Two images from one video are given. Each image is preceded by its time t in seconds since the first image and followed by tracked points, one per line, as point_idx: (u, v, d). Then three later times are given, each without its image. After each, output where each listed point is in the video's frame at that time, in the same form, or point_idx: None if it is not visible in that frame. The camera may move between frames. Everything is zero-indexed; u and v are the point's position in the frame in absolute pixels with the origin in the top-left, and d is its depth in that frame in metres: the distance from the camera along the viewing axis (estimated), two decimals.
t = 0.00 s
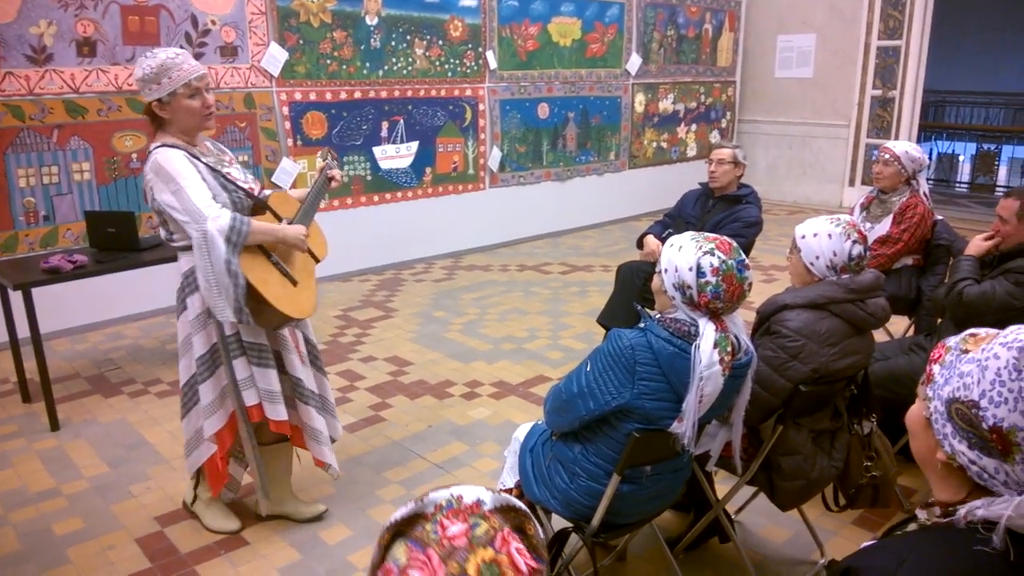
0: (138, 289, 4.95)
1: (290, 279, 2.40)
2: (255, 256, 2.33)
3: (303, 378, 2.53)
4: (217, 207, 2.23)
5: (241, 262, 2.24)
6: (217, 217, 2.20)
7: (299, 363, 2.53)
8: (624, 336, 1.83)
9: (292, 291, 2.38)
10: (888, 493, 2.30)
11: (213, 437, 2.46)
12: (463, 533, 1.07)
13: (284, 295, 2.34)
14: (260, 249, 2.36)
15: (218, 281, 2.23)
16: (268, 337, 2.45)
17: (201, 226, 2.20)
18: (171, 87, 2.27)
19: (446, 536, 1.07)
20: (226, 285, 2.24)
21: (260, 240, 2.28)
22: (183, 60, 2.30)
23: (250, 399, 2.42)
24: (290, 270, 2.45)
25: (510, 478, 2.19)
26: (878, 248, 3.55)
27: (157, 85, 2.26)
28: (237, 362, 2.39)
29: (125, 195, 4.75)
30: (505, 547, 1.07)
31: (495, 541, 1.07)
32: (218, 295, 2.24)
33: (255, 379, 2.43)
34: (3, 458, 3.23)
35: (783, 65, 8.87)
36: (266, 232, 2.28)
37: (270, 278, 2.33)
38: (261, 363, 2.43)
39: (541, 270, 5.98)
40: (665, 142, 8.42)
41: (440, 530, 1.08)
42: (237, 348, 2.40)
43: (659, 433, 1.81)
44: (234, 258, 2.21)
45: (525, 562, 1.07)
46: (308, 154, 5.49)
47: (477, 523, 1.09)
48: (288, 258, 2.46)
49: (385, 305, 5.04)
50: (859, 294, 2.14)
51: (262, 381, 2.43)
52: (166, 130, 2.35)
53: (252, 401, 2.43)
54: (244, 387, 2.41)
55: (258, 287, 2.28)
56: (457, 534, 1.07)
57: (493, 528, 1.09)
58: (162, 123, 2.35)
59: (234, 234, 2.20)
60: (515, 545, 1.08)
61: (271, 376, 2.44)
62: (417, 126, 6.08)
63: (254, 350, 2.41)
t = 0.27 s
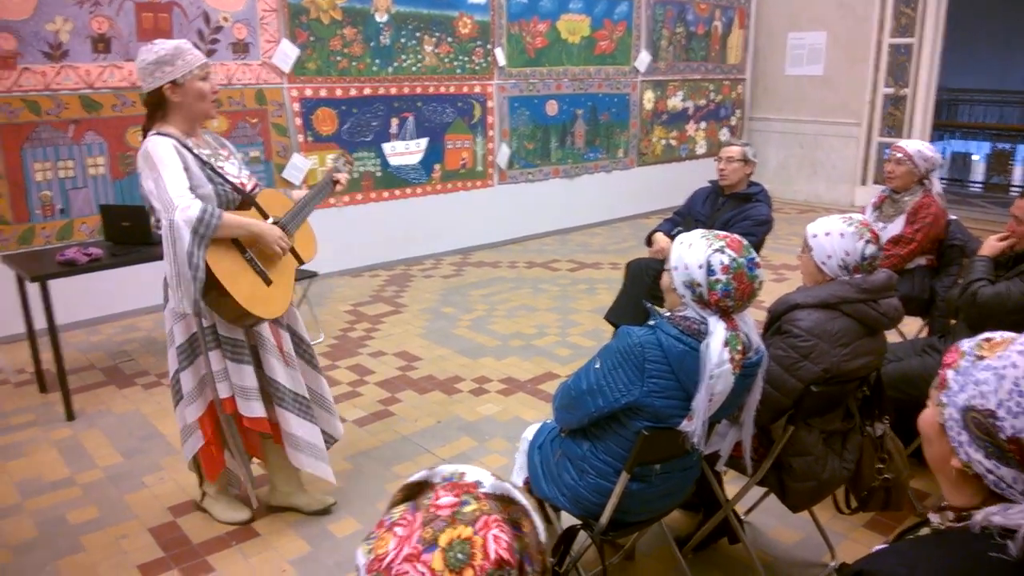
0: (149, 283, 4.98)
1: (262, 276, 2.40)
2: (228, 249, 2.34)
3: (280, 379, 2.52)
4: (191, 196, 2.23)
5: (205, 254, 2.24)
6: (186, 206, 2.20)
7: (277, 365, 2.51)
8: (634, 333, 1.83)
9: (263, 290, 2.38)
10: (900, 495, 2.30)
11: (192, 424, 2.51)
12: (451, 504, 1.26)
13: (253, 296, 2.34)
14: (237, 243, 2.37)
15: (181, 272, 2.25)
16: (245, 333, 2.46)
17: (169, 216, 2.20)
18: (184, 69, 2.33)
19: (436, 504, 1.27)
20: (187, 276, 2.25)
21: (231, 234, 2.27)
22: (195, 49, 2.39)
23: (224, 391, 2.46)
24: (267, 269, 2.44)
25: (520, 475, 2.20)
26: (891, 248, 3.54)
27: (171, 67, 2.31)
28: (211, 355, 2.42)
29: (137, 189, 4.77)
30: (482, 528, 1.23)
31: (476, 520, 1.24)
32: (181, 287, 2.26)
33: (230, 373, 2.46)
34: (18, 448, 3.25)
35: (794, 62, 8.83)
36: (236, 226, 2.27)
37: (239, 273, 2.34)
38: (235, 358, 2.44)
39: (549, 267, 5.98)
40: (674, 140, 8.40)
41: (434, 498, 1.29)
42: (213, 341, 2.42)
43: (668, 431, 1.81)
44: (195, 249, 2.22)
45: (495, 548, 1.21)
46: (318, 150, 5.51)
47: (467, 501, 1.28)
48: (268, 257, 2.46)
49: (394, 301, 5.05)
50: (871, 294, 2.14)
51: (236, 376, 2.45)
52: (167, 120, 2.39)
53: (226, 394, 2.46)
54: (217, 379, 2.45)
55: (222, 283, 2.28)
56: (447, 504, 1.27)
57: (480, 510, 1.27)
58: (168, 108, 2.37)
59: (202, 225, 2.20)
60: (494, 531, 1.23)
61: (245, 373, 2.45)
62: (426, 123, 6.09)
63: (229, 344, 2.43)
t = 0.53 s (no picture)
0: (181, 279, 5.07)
1: (256, 274, 2.44)
2: (225, 243, 2.39)
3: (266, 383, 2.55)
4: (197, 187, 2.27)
5: (199, 246, 2.27)
6: (189, 195, 2.23)
7: (264, 368, 2.54)
8: (662, 334, 1.82)
9: (254, 289, 2.42)
10: (931, 499, 2.26)
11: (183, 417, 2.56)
12: (493, 516, 1.34)
13: (241, 293, 2.38)
14: (235, 238, 2.42)
15: (172, 261, 2.30)
16: (238, 331, 2.49)
17: (172, 202, 2.25)
18: (219, 65, 2.37)
19: (480, 514, 1.36)
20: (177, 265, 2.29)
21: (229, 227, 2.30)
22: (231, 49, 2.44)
23: (210, 389, 2.49)
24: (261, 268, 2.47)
25: (545, 476, 2.20)
26: (923, 251, 3.47)
27: (205, 62, 2.35)
28: (202, 349, 2.46)
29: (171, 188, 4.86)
30: (522, 542, 1.29)
31: (518, 535, 1.30)
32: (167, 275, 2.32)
33: (219, 370, 2.49)
34: (53, 442, 3.33)
35: (825, 63, 8.72)
36: (237, 220, 2.30)
37: (232, 269, 2.37)
38: (225, 356, 2.48)
39: (577, 267, 5.97)
40: (703, 140, 8.34)
41: (479, 508, 1.37)
42: (206, 338, 2.47)
43: (695, 433, 1.80)
44: (190, 238, 2.25)
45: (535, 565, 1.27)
46: (348, 149, 5.56)
47: (509, 515, 1.35)
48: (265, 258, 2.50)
49: (421, 300, 5.08)
50: (904, 297, 2.11)
51: (224, 374, 2.48)
52: (193, 114, 2.42)
53: (213, 391, 2.49)
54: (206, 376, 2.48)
55: (211, 273, 2.33)
56: (490, 515, 1.35)
57: (522, 524, 1.33)
58: (196, 101, 2.40)
59: (201, 216, 2.23)
60: (536, 547, 1.29)
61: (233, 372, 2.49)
62: (455, 122, 6.11)
63: (222, 341, 2.47)
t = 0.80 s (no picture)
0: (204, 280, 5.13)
1: (279, 270, 2.49)
2: (250, 240, 2.43)
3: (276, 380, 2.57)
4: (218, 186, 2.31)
5: (223, 243, 2.31)
6: (211, 194, 2.27)
7: (275, 365, 2.56)
8: (682, 338, 1.83)
9: (279, 286, 2.46)
10: (953, 507, 2.23)
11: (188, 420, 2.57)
12: (504, 517, 1.39)
13: (264, 289, 2.41)
14: (257, 236, 2.46)
15: (194, 258, 2.33)
16: (252, 329, 2.52)
17: (194, 201, 2.29)
18: (246, 75, 2.42)
19: (491, 516, 1.40)
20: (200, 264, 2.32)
21: (252, 224, 2.35)
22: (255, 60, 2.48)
23: (221, 389, 2.49)
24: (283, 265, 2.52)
25: (563, 478, 2.20)
26: (946, 256, 3.44)
27: (234, 69, 2.39)
28: (215, 350, 2.47)
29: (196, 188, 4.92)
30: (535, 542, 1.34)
31: (530, 536, 1.34)
32: (192, 273, 2.34)
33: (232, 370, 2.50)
34: (75, 440, 3.38)
35: (848, 67, 8.66)
36: (259, 218, 2.35)
37: (257, 265, 2.42)
38: (240, 354, 2.49)
39: (596, 270, 5.97)
40: (725, 144, 8.30)
41: (490, 510, 1.42)
42: (221, 338, 2.47)
43: (715, 437, 1.81)
44: (213, 235, 2.28)
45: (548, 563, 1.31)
46: (369, 151, 5.59)
47: (519, 516, 1.40)
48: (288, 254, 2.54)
49: (441, 302, 5.11)
50: (926, 303, 2.10)
51: (238, 372, 2.49)
52: (209, 117, 2.43)
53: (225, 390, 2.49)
54: (217, 377, 2.48)
55: (235, 270, 2.36)
56: (503, 516, 1.39)
57: (532, 527, 1.37)
58: (218, 103, 2.42)
59: (223, 214, 2.27)
60: (547, 547, 1.33)
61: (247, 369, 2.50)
62: (476, 125, 6.14)
63: (237, 339, 2.49)
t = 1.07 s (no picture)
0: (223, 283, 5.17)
1: (319, 265, 2.54)
2: (288, 238, 2.47)
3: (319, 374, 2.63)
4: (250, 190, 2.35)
5: (268, 244, 2.36)
6: (248, 198, 2.32)
7: (316, 358, 2.63)
8: (701, 343, 1.82)
9: (322, 279, 2.51)
10: (973, 514, 2.22)
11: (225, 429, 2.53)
12: (523, 491, 1.30)
13: (313, 284, 2.46)
14: (293, 234, 2.49)
15: (243, 263, 2.35)
16: (292, 326, 2.56)
17: (232, 207, 2.31)
18: (253, 77, 2.45)
19: (510, 493, 1.31)
20: (250, 267, 2.35)
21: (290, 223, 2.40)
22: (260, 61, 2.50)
23: (270, 388, 2.53)
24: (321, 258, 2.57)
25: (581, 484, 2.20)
26: (965, 261, 3.41)
27: (240, 72, 2.42)
28: (261, 351, 2.52)
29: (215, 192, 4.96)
30: (558, 510, 1.26)
31: (553, 503, 1.27)
32: (244, 276, 2.36)
33: (277, 368, 2.54)
34: (95, 441, 3.42)
35: (866, 70, 8.60)
36: (295, 216, 2.40)
37: (300, 261, 2.46)
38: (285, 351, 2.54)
39: (612, 274, 5.96)
40: (742, 148, 8.27)
41: (507, 488, 1.33)
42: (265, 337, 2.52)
43: (734, 443, 1.80)
44: (259, 237, 2.33)
45: (573, 527, 1.25)
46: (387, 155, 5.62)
47: (538, 488, 1.31)
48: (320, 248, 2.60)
49: (458, 305, 5.12)
50: (947, 308, 2.08)
51: (284, 368, 2.54)
52: (221, 123, 2.47)
53: (273, 389, 2.53)
54: (265, 376, 2.52)
55: (285, 269, 2.40)
56: (521, 490, 1.31)
57: (551, 495, 1.30)
58: (223, 108, 2.47)
59: (264, 215, 2.32)
60: (570, 512, 1.26)
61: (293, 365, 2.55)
62: (493, 129, 6.15)
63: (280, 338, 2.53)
